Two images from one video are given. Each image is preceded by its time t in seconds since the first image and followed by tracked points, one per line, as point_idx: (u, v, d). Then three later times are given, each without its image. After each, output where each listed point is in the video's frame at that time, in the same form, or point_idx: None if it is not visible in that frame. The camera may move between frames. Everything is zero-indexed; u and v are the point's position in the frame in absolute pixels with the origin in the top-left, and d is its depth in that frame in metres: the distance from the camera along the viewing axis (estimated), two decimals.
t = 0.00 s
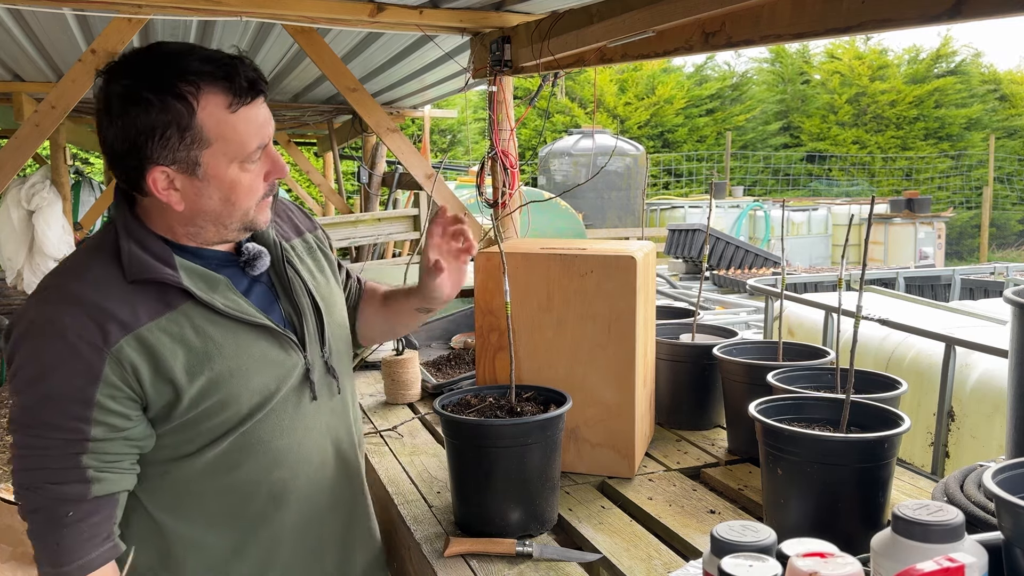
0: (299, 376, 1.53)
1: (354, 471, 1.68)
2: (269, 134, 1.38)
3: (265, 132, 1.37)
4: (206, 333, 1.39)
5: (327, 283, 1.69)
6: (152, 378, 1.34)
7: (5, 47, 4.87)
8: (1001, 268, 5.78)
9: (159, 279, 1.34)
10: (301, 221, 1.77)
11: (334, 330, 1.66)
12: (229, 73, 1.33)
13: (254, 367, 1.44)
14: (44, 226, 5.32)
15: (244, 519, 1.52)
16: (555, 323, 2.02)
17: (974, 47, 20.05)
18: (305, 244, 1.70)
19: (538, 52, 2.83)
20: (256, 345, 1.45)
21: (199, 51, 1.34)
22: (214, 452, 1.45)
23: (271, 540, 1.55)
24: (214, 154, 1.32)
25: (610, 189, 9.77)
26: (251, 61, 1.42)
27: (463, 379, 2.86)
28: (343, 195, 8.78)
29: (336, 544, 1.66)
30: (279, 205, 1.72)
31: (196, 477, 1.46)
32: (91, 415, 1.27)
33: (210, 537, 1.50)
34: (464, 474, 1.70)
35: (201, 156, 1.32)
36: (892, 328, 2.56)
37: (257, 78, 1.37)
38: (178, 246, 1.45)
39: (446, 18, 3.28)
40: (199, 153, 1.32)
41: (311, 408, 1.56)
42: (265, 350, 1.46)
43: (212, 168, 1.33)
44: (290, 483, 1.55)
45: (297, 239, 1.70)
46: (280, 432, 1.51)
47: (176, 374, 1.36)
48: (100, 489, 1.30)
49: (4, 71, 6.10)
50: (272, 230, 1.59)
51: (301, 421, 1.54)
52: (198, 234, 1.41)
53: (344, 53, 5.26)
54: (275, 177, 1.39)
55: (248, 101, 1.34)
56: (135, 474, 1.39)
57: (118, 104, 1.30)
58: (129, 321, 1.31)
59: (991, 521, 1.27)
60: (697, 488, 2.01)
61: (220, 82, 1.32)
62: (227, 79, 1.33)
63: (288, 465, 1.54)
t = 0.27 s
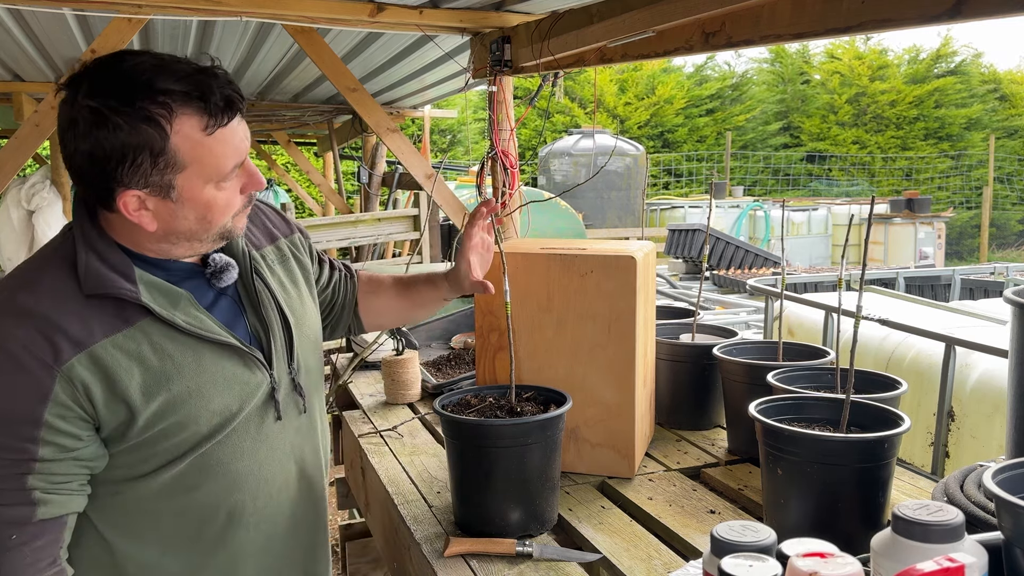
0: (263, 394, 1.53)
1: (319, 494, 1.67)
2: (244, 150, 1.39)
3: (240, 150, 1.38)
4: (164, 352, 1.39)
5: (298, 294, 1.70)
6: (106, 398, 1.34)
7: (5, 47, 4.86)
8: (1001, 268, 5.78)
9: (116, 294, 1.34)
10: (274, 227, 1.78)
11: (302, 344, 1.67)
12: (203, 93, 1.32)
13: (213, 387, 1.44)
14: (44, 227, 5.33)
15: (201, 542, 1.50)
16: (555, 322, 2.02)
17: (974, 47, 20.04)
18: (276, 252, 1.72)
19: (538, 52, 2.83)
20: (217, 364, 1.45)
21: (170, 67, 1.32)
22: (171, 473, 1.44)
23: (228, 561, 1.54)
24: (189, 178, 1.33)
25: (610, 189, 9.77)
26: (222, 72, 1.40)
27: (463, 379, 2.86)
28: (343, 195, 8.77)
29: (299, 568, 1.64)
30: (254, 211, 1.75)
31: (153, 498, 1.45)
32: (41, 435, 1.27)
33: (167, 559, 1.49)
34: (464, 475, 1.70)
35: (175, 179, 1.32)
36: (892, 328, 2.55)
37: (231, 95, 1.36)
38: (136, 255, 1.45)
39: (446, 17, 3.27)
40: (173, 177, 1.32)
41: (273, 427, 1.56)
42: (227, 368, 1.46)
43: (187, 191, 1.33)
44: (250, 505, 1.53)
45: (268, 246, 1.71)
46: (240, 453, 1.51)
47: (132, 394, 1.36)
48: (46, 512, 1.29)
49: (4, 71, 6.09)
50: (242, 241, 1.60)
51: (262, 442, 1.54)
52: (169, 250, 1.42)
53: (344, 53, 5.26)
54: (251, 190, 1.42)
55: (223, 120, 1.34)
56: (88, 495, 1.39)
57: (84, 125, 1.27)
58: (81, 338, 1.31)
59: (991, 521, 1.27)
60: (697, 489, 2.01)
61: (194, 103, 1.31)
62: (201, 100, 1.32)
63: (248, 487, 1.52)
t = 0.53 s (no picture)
0: (248, 406, 1.53)
1: (305, 506, 1.66)
2: (234, 160, 1.40)
3: (231, 161, 1.38)
4: (149, 366, 1.40)
5: (286, 302, 1.70)
6: (89, 412, 1.34)
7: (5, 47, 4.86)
8: (1001, 268, 5.78)
9: (100, 306, 1.34)
10: (262, 231, 1.78)
11: (289, 352, 1.67)
12: (192, 105, 1.32)
13: (197, 401, 1.45)
14: (43, 228, 5.32)
15: (184, 554, 1.51)
16: (555, 322, 2.02)
17: (974, 47, 20.04)
18: (264, 257, 1.72)
19: (538, 52, 2.83)
20: (202, 377, 1.45)
21: (158, 77, 1.32)
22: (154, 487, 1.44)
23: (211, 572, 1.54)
24: (179, 190, 1.34)
25: (610, 189, 9.77)
26: (211, 80, 1.40)
27: (463, 380, 2.86)
28: (343, 195, 8.77)
29: None
30: (243, 215, 1.75)
31: (136, 510, 1.45)
32: (21, 450, 1.27)
33: (149, 570, 1.50)
34: (465, 475, 1.70)
35: (164, 192, 1.33)
36: (892, 328, 2.55)
37: (222, 105, 1.36)
38: (121, 264, 1.45)
39: (446, 17, 3.27)
40: (162, 190, 1.32)
41: (259, 440, 1.56)
42: (211, 382, 1.47)
43: (177, 202, 1.34)
44: (233, 518, 1.53)
45: (257, 252, 1.71)
46: (224, 467, 1.51)
47: (115, 408, 1.36)
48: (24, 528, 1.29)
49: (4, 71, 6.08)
50: (229, 249, 1.60)
51: (247, 455, 1.54)
52: (157, 259, 1.43)
53: (344, 53, 5.26)
54: (242, 198, 1.44)
55: (213, 132, 1.35)
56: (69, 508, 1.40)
57: (70, 136, 1.27)
58: (65, 351, 1.31)
59: (991, 521, 1.27)
60: (697, 488, 2.01)
61: (183, 115, 1.32)
62: (190, 111, 1.32)
63: (232, 499, 1.52)
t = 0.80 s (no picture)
0: (247, 409, 1.53)
1: (304, 509, 1.66)
2: (234, 162, 1.39)
3: (230, 164, 1.38)
4: (148, 370, 1.40)
5: (285, 304, 1.70)
6: (87, 416, 1.35)
7: (5, 46, 4.86)
8: (1001, 268, 5.78)
9: (99, 309, 1.34)
10: (261, 232, 1.78)
11: (287, 355, 1.67)
12: (191, 108, 1.32)
13: (196, 404, 1.45)
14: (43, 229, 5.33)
15: (182, 557, 1.51)
16: (555, 323, 2.02)
17: (974, 47, 20.03)
18: (264, 258, 1.72)
19: (538, 52, 2.83)
20: (201, 380, 1.46)
21: (158, 80, 1.32)
22: (152, 490, 1.44)
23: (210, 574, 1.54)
24: (178, 193, 1.33)
25: (610, 189, 9.77)
26: (211, 81, 1.40)
27: (463, 379, 2.86)
28: (343, 195, 8.77)
29: None
30: (242, 216, 1.75)
31: (133, 513, 1.45)
32: (19, 454, 1.27)
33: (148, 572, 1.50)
34: (465, 476, 1.70)
35: (163, 195, 1.32)
36: (892, 328, 2.55)
37: (221, 108, 1.36)
38: (119, 266, 1.45)
39: (446, 17, 3.27)
40: (161, 193, 1.32)
41: (257, 443, 1.56)
42: (210, 385, 1.47)
43: (176, 205, 1.34)
44: (231, 521, 1.53)
45: (256, 252, 1.71)
46: (223, 470, 1.51)
47: (113, 411, 1.36)
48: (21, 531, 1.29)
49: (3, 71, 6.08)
50: (228, 251, 1.60)
51: (245, 458, 1.54)
52: (157, 262, 1.43)
53: (344, 53, 5.26)
54: (241, 201, 1.44)
55: (212, 135, 1.35)
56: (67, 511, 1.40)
57: (68, 139, 1.27)
58: (63, 354, 1.31)
59: (991, 521, 1.27)
60: (697, 489, 2.01)
61: (182, 118, 1.32)
62: (191, 115, 1.32)
63: (230, 502, 1.52)
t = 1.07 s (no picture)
0: (250, 408, 1.53)
1: (307, 507, 1.66)
2: (233, 159, 1.40)
3: (230, 162, 1.39)
4: (151, 371, 1.40)
5: (286, 304, 1.70)
6: (90, 416, 1.34)
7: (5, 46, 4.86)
8: (1001, 268, 5.77)
9: (100, 310, 1.34)
10: (261, 231, 1.78)
11: (289, 354, 1.67)
12: (189, 106, 1.32)
13: (199, 404, 1.45)
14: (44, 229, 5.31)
15: (186, 556, 1.51)
16: (555, 323, 2.02)
17: (974, 47, 20.03)
18: (264, 258, 1.72)
19: (538, 52, 2.83)
20: (204, 380, 1.45)
21: (155, 80, 1.32)
22: (156, 490, 1.44)
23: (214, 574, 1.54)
24: (179, 192, 1.34)
25: (610, 189, 9.77)
26: (207, 79, 1.40)
27: (463, 379, 2.86)
28: (343, 195, 8.78)
29: None
30: (242, 217, 1.75)
31: (136, 513, 1.45)
32: (22, 455, 1.27)
33: (152, 572, 1.50)
34: (465, 476, 1.70)
35: (164, 195, 1.33)
36: (892, 328, 2.55)
37: (219, 106, 1.37)
38: (120, 266, 1.45)
39: (446, 17, 3.27)
40: (162, 193, 1.33)
41: (260, 442, 1.55)
42: (213, 385, 1.47)
43: (177, 205, 1.34)
44: (235, 520, 1.53)
45: (256, 252, 1.71)
46: (226, 469, 1.51)
47: (116, 412, 1.36)
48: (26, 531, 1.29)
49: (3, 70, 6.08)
50: (229, 251, 1.60)
51: (248, 457, 1.54)
52: (159, 261, 1.44)
53: (344, 53, 5.26)
54: (242, 198, 1.44)
55: (211, 133, 1.35)
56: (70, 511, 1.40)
57: (67, 141, 1.27)
58: (64, 355, 1.31)
59: (992, 521, 1.27)
60: (697, 489, 2.01)
61: (181, 117, 1.32)
62: (189, 114, 1.32)
63: (233, 502, 1.52)
